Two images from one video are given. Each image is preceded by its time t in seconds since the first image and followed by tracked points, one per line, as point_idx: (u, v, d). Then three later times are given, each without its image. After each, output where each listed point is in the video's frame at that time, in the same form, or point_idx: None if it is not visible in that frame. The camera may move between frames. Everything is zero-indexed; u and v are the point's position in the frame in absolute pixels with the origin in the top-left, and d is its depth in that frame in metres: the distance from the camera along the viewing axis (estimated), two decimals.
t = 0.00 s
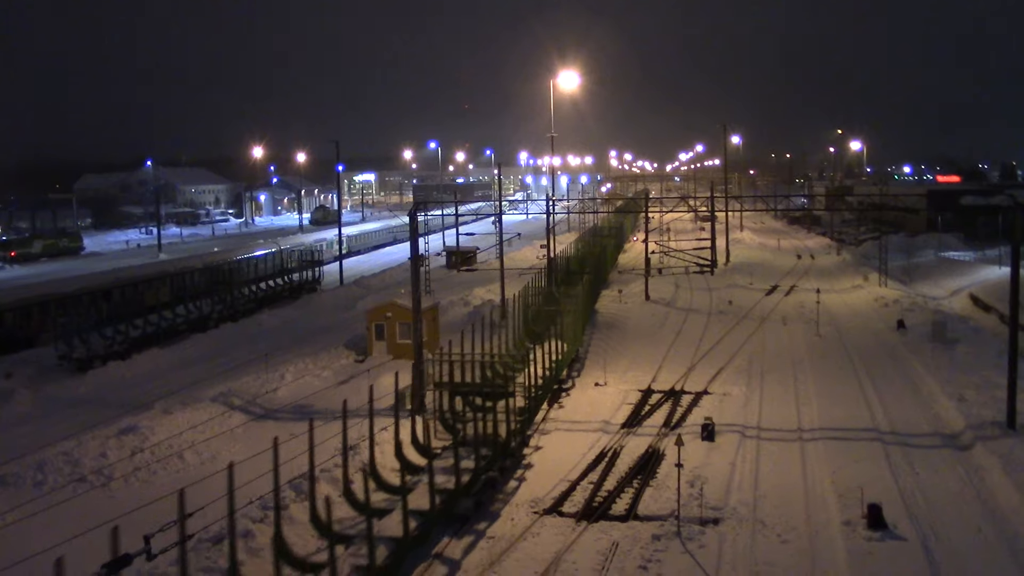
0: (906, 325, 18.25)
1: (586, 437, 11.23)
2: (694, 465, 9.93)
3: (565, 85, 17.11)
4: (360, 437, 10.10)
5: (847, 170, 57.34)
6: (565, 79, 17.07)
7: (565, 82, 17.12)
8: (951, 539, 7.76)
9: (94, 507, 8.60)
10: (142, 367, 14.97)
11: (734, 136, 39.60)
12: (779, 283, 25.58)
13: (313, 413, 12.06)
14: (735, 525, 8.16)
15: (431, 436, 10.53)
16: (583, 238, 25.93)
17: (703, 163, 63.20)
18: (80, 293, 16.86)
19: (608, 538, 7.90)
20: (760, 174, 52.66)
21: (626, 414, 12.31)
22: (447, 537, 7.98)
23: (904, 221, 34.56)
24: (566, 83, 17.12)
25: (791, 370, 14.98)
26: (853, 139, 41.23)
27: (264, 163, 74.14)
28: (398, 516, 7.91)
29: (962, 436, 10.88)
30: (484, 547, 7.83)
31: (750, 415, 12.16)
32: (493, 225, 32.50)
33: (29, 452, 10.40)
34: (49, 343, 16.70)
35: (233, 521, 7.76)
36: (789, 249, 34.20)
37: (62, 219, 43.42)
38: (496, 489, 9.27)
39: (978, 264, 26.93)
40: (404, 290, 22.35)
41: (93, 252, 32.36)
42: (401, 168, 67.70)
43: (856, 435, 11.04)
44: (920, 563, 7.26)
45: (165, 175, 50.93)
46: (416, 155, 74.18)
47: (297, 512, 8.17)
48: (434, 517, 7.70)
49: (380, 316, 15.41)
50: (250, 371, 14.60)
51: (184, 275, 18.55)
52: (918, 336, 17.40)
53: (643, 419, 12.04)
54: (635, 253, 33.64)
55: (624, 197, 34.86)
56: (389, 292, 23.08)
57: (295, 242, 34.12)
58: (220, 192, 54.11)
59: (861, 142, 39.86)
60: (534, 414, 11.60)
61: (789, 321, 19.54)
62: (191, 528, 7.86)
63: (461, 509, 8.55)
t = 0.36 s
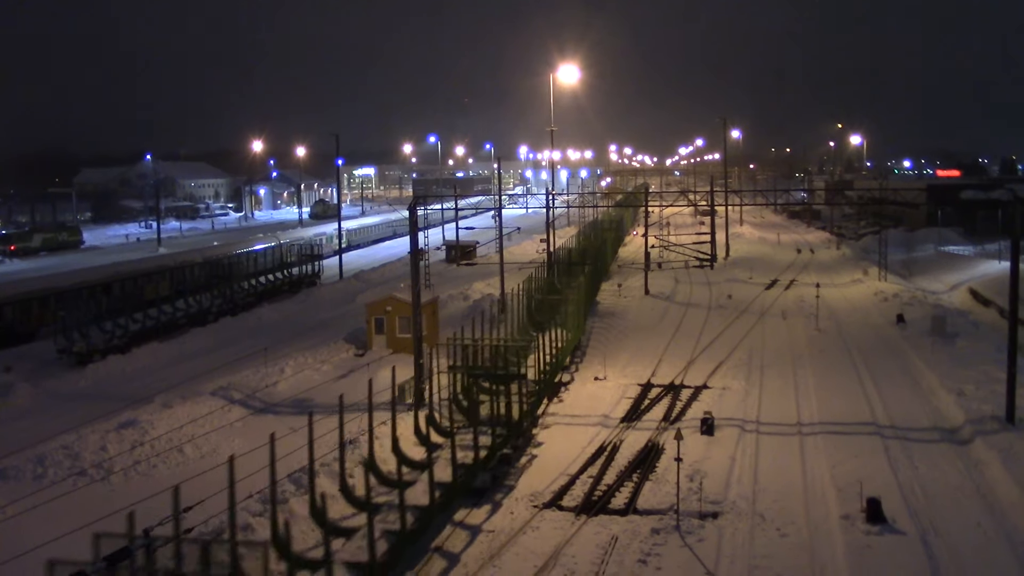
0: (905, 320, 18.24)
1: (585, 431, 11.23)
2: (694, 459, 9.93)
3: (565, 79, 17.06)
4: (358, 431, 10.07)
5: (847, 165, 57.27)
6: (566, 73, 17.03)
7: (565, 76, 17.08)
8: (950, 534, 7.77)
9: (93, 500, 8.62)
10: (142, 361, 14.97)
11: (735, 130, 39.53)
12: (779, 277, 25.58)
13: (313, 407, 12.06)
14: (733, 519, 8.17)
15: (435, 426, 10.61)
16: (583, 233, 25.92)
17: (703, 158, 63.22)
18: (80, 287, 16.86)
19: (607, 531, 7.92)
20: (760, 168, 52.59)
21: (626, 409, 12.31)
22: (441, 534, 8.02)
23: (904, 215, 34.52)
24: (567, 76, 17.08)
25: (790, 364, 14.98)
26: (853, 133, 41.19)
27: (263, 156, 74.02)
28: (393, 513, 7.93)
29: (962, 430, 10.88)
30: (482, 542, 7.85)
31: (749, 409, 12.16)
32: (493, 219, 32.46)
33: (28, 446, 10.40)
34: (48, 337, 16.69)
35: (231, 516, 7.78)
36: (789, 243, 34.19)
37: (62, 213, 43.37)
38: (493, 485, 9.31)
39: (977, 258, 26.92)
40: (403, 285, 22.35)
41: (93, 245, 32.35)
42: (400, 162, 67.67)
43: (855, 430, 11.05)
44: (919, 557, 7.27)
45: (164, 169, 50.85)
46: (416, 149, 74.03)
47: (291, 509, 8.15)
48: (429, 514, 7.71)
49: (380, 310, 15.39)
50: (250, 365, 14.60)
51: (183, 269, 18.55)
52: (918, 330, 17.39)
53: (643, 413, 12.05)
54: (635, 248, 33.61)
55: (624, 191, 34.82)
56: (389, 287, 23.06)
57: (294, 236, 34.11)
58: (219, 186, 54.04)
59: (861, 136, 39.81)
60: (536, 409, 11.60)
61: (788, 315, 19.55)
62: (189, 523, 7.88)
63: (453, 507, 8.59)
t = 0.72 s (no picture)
0: (906, 316, 18.27)
1: (584, 427, 11.22)
2: (693, 455, 9.94)
3: (568, 74, 17.04)
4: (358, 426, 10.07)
5: (849, 161, 57.25)
6: (569, 67, 17.01)
7: (568, 70, 17.05)
8: (948, 530, 7.78)
9: (93, 492, 8.65)
10: (142, 353, 14.98)
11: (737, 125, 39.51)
12: (780, 273, 25.57)
13: (313, 400, 12.07)
14: (732, 515, 8.19)
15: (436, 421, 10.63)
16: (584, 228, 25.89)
17: (705, 153, 63.21)
18: (81, 279, 16.88)
19: (606, 526, 7.93)
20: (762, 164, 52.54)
21: (625, 404, 12.31)
22: (446, 519, 8.17)
23: (905, 211, 34.51)
24: (570, 71, 17.06)
25: (790, 360, 14.98)
26: (855, 130, 41.14)
27: (264, 149, 73.98)
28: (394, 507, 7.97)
29: (962, 427, 10.90)
30: (482, 535, 7.86)
31: (749, 405, 12.17)
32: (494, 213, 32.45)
33: (28, 437, 10.43)
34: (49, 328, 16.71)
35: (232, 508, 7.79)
36: (790, 239, 34.19)
37: (63, 204, 43.39)
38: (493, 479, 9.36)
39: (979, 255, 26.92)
40: (404, 278, 22.38)
41: (94, 237, 32.36)
42: (402, 156, 67.64)
43: (855, 426, 11.05)
44: (918, 553, 7.29)
45: (166, 161, 50.85)
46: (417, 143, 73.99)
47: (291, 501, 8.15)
48: (429, 506, 7.74)
49: (380, 303, 15.40)
50: (251, 358, 14.62)
51: (185, 261, 18.58)
52: (918, 327, 17.39)
53: (642, 409, 12.05)
54: (636, 243, 33.65)
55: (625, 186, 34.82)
56: (390, 280, 23.08)
57: (296, 229, 34.14)
58: (220, 178, 54.01)
59: (864, 133, 39.77)
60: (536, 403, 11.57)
61: (789, 310, 19.55)
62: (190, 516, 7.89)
63: (456, 494, 8.70)
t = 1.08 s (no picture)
0: (908, 311, 18.27)
1: (587, 423, 11.22)
2: (695, 451, 9.94)
3: (570, 70, 17.02)
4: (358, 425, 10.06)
5: (851, 156, 57.22)
6: (569, 64, 16.98)
7: (568, 67, 17.03)
8: (951, 525, 7.77)
9: (96, 491, 8.63)
10: (145, 351, 14.97)
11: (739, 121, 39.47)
12: (782, 269, 25.54)
13: (315, 398, 12.07)
14: (735, 511, 8.18)
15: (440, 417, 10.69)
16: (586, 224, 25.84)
17: (707, 148, 63.20)
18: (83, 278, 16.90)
19: (609, 522, 7.93)
20: (765, 160, 52.51)
21: (628, 400, 12.31)
22: (462, 501, 8.61)
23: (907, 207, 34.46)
24: (570, 67, 17.03)
25: (792, 356, 14.97)
26: (857, 125, 41.09)
27: (266, 146, 73.86)
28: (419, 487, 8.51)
29: (964, 422, 10.89)
30: (484, 532, 7.86)
31: (751, 401, 12.16)
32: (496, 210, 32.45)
33: (31, 436, 10.43)
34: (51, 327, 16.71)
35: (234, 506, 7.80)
36: (792, 235, 34.17)
37: (65, 202, 43.42)
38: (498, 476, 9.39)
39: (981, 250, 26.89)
40: (406, 275, 22.39)
41: (95, 235, 32.35)
42: (404, 153, 67.67)
43: (857, 422, 11.05)
44: (921, 548, 7.29)
45: (167, 159, 50.87)
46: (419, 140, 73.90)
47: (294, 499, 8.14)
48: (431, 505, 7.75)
49: (382, 301, 15.40)
50: (253, 356, 14.62)
51: (186, 260, 18.63)
52: (920, 322, 17.38)
53: (645, 405, 12.05)
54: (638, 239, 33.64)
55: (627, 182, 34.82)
56: (391, 278, 23.08)
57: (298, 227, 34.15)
58: (222, 176, 53.95)
59: (866, 128, 39.73)
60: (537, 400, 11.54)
61: (792, 306, 19.54)
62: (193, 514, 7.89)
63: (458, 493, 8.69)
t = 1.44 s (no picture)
0: (910, 310, 18.26)
1: (589, 423, 11.19)
2: (698, 450, 9.94)
3: (571, 69, 17.01)
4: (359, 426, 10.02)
5: (854, 155, 57.18)
6: (570, 63, 16.98)
7: (570, 66, 17.03)
8: (955, 524, 7.76)
9: (98, 492, 8.63)
10: (148, 352, 14.98)
11: (740, 120, 39.48)
12: (784, 268, 25.53)
13: (318, 398, 12.08)
14: (738, 510, 8.18)
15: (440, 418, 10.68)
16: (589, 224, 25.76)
17: (709, 147, 63.21)
18: (86, 278, 16.94)
19: (612, 522, 7.92)
20: (767, 159, 52.51)
21: (630, 399, 12.31)
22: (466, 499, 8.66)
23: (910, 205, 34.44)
24: (571, 67, 17.02)
25: (795, 355, 14.94)
26: (859, 123, 41.05)
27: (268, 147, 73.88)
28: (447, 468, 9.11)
29: (967, 420, 10.88)
30: (487, 532, 7.86)
31: (754, 400, 12.14)
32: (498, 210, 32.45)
33: (35, 436, 10.45)
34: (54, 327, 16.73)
35: (235, 507, 7.78)
36: (795, 234, 34.15)
37: (68, 203, 43.47)
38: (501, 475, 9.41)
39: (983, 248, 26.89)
40: (409, 275, 22.42)
41: (98, 236, 32.38)
42: (406, 153, 67.72)
43: (860, 421, 11.03)
44: (924, 547, 7.29)
45: (170, 159, 50.93)
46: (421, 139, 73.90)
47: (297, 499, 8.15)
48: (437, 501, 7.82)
49: (384, 301, 15.41)
50: (256, 356, 14.64)
51: (189, 259, 18.67)
52: (923, 321, 17.36)
53: (647, 404, 12.05)
54: (640, 238, 33.64)
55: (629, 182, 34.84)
56: (394, 278, 23.11)
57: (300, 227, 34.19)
58: (224, 177, 53.98)
59: (867, 126, 39.69)
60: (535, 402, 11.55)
61: (794, 305, 19.54)
62: (194, 514, 7.88)
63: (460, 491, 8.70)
